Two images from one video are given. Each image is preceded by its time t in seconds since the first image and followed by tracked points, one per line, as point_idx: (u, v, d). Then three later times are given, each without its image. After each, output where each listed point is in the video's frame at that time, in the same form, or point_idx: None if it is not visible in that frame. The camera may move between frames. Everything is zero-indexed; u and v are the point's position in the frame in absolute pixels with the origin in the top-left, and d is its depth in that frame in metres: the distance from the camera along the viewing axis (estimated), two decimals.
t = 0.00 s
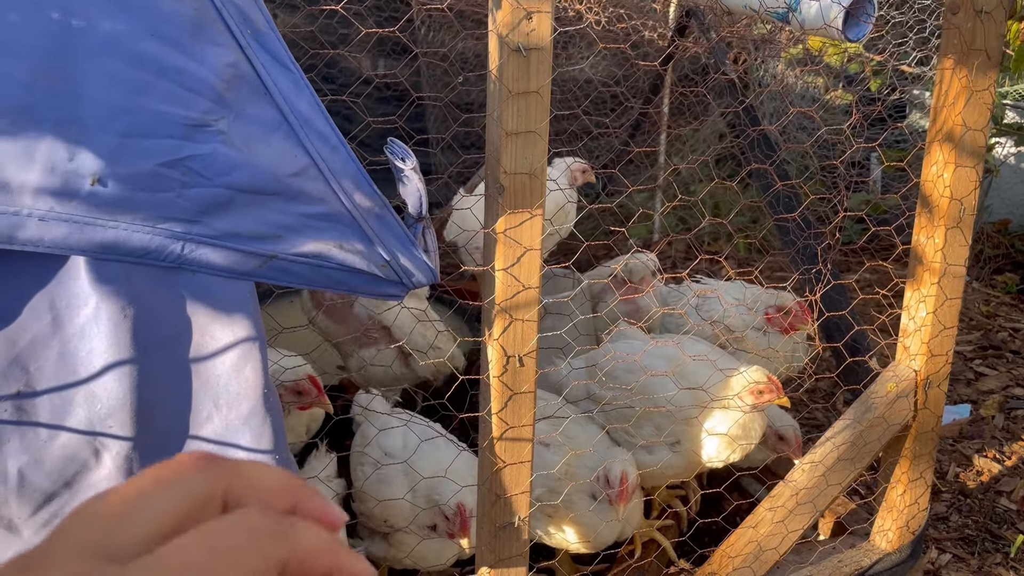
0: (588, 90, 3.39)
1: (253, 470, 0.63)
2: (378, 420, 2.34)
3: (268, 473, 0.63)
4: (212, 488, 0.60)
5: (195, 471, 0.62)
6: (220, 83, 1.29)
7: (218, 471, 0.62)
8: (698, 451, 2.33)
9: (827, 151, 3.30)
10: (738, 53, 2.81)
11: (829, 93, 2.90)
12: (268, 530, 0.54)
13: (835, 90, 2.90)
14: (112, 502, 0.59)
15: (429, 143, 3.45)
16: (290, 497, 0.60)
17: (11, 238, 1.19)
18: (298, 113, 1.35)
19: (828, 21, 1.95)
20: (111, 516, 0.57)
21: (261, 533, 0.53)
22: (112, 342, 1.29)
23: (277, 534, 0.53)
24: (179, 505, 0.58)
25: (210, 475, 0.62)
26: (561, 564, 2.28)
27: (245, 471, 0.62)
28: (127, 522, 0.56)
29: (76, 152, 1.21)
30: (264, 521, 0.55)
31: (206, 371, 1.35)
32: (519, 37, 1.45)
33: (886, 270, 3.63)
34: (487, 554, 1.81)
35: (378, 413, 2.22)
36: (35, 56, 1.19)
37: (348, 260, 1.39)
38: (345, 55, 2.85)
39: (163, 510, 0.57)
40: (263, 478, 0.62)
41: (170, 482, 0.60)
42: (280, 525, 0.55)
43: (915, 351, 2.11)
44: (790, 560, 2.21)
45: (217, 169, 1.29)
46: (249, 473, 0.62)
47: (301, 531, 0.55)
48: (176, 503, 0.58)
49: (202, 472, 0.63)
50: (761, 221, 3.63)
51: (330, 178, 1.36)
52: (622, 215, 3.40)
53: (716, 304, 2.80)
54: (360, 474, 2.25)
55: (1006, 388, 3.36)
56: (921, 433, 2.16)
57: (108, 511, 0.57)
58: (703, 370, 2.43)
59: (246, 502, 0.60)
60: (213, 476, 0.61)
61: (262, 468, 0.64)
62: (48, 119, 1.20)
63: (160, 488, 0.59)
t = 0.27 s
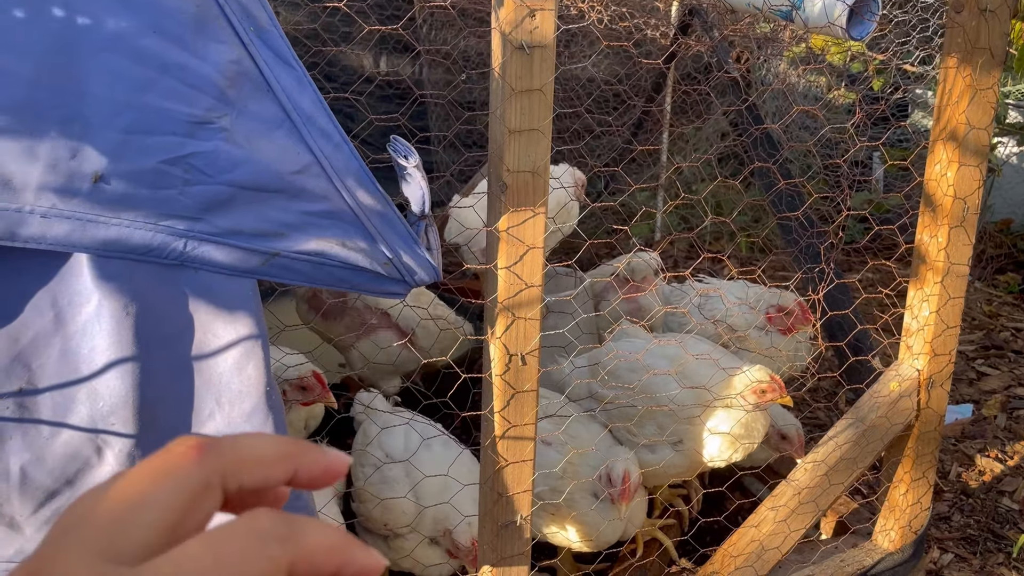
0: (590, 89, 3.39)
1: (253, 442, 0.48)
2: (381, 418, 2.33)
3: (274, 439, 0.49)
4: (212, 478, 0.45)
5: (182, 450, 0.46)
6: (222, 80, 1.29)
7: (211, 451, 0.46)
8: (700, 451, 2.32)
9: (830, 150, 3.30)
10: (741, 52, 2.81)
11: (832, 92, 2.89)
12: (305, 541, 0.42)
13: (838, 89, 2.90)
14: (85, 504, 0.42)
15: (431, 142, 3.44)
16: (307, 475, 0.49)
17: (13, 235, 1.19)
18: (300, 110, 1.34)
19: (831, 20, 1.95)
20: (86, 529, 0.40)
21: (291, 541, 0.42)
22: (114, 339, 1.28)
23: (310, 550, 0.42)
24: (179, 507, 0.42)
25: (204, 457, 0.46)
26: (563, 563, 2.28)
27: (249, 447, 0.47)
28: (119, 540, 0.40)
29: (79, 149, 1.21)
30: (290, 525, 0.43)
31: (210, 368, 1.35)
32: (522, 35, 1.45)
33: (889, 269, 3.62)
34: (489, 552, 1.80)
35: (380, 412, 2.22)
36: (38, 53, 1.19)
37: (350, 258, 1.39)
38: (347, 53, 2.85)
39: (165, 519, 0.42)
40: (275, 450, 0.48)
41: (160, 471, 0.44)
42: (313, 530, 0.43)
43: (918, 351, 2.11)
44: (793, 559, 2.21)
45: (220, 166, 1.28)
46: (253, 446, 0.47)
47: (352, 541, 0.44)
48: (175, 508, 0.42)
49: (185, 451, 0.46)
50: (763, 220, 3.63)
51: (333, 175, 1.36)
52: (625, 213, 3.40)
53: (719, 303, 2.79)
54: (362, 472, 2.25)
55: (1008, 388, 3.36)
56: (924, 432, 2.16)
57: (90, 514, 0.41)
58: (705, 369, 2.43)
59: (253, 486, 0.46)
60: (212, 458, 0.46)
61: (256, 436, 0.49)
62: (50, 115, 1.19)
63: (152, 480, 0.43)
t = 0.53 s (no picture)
0: (591, 87, 3.39)
1: (246, 408, 0.45)
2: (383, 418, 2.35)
3: (266, 397, 0.47)
4: (205, 455, 0.42)
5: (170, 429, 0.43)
6: (223, 77, 1.28)
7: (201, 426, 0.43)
8: (700, 450, 2.32)
9: (831, 148, 3.29)
10: (743, 50, 2.80)
11: (833, 91, 2.89)
12: (308, 521, 0.42)
13: (839, 88, 2.89)
14: (78, 501, 0.41)
15: (432, 140, 3.44)
16: (307, 424, 0.47)
17: (12, 233, 1.18)
18: (301, 108, 1.34)
19: (833, 18, 1.93)
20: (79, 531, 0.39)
21: (296, 523, 0.41)
22: (114, 336, 1.28)
23: (313, 531, 0.41)
24: (176, 494, 0.40)
25: (194, 434, 0.43)
26: (563, 562, 2.27)
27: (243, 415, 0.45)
28: (117, 539, 0.38)
29: (78, 146, 1.20)
30: (293, 504, 0.42)
31: (210, 366, 1.34)
32: (524, 32, 1.44)
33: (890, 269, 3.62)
34: (489, 551, 1.80)
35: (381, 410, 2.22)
36: (39, 50, 1.19)
37: (350, 256, 1.38)
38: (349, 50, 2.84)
39: (162, 508, 0.40)
40: (270, 413, 0.45)
41: (149, 458, 0.41)
42: (314, 506, 0.42)
43: (920, 350, 2.10)
44: (793, 558, 2.21)
45: (220, 163, 1.28)
46: (245, 412, 0.45)
47: (356, 513, 0.43)
48: (171, 496, 0.40)
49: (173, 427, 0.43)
50: (764, 219, 3.63)
51: (333, 173, 1.35)
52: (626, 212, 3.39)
53: (720, 302, 2.79)
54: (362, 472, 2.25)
55: (1009, 388, 3.35)
56: (925, 432, 2.15)
57: (84, 513, 0.40)
58: (706, 368, 2.42)
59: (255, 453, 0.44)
60: (204, 433, 0.43)
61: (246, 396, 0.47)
62: (50, 112, 1.19)
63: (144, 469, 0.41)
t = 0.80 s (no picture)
0: (592, 86, 3.38)
1: (222, 388, 0.47)
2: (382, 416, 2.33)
3: (243, 374, 0.49)
4: (186, 441, 0.44)
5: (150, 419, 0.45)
6: (223, 74, 1.28)
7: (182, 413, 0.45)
8: (700, 449, 2.32)
9: (832, 148, 3.29)
10: (744, 48, 2.80)
11: (834, 90, 2.88)
12: (297, 498, 0.43)
13: (840, 87, 2.89)
14: (68, 496, 0.42)
15: (432, 139, 3.44)
16: (284, 396, 0.50)
17: (13, 230, 1.18)
18: (301, 105, 1.33)
19: (834, 17, 1.92)
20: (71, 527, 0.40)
21: (288, 503, 0.43)
22: (114, 335, 1.28)
23: (301, 509, 0.43)
24: (164, 483, 0.43)
25: (175, 421, 0.45)
26: (563, 561, 2.27)
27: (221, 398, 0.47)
28: (112, 531, 0.40)
29: (78, 144, 1.20)
30: (283, 483, 0.44)
31: (209, 364, 1.34)
32: (524, 30, 1.44)
33: (891, 268, 3.62)
34: (489, 550, 1.80)
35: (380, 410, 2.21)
36: (38, 47, 1.18)
37: (350, 254, 1.38)
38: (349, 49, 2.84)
39: (152, 496, 0.42)
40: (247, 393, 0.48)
41: (131, 450, 0.43)
42: (300, 483, 0.44)
43: (921, 349, 2.10)
44: (794, 558, 2.21)
45: (220, 161, 1.28)
46: (222, 394, 0.47)
47: (344, 485, 0.45)
48: (159, 484, 0.43)
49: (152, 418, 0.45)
50: (765, 218, 3.62)
51: (333, 171, 1.35)
52: (626, 211, 3.39)
53: (720, 301, 2.79)
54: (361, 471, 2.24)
55: (1010, 387, 3.35)
56: (926, 431, 2.15)
57: (75, 506, 0.41)
58: (707, 367, 2.41)
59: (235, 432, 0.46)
60: (185, 419, 0.45)
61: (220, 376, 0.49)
62: (50, 110, 1.19)
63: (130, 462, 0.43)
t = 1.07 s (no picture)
0: (592, 85, 3.39)
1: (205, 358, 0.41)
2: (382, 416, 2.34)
3: (226, 340, 0.42)
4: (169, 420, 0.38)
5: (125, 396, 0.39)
6: (224, 73, 1.27)
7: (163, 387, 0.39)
8: (700, 449, 2.32)
9: (833, 147, 3.29)
10: (744, 48, 2.80)
11: (835, 90, 2.88)
12: (299, 477, 0.38)
13: (841, 86, 2.89)
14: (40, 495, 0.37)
15: (433, 138, 3.44)
16: (276, 358, 0.43)
17: (13, 229, 1.18)
18: (302, 104, 1.33)
19: (834, 16, 1.92)
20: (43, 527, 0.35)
21: (287, 486, 0.37)
22: (114, 334, 1.28)
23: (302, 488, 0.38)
24: (148, 469, 0.37)
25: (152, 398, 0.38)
26: (563, 561, 2.27)
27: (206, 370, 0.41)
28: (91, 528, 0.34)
29: (79, 143, 1.20)
30: (283, 463, 0.38)
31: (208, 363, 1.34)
32: (525, 29, 1.44)
33: (891, 268, 3.62)
34: (489, 549, 1.80)
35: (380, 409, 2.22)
36: (38, 45, 1.18)
37: (351, 253, 1.38)
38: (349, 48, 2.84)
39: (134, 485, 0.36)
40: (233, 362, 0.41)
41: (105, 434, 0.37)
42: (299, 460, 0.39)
43: (921, 349, 2.09)
44: (794, 557, 2.21)
45: (220, 160, 1.27)
46: (210, 362, 0.40)
47: (349, 460, 0.40)
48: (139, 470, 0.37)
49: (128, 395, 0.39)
50: (765, 218, 3.63)
51: (334, 170, 1.35)
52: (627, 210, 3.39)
53: (721, 300, 2.79)
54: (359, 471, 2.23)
55: (1010, 387, 3.35)
56: (926, 430, 2.15)
57: (47, 509, 0.36)
58: (708, 366, 2.41)
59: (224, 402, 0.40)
60: (166, 398, 0.39)
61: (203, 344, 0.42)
62: (50, 108, 1.18)
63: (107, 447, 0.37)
